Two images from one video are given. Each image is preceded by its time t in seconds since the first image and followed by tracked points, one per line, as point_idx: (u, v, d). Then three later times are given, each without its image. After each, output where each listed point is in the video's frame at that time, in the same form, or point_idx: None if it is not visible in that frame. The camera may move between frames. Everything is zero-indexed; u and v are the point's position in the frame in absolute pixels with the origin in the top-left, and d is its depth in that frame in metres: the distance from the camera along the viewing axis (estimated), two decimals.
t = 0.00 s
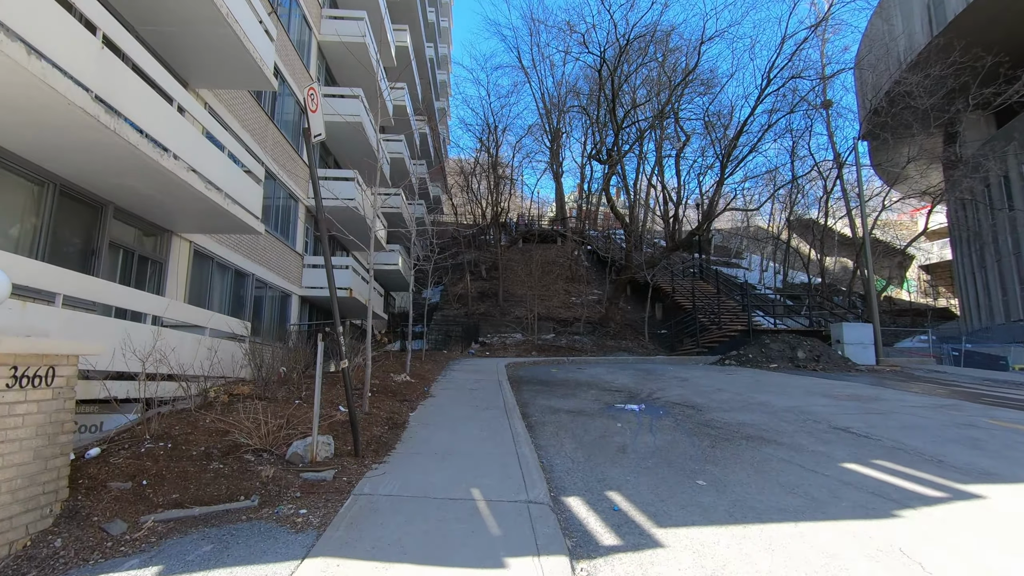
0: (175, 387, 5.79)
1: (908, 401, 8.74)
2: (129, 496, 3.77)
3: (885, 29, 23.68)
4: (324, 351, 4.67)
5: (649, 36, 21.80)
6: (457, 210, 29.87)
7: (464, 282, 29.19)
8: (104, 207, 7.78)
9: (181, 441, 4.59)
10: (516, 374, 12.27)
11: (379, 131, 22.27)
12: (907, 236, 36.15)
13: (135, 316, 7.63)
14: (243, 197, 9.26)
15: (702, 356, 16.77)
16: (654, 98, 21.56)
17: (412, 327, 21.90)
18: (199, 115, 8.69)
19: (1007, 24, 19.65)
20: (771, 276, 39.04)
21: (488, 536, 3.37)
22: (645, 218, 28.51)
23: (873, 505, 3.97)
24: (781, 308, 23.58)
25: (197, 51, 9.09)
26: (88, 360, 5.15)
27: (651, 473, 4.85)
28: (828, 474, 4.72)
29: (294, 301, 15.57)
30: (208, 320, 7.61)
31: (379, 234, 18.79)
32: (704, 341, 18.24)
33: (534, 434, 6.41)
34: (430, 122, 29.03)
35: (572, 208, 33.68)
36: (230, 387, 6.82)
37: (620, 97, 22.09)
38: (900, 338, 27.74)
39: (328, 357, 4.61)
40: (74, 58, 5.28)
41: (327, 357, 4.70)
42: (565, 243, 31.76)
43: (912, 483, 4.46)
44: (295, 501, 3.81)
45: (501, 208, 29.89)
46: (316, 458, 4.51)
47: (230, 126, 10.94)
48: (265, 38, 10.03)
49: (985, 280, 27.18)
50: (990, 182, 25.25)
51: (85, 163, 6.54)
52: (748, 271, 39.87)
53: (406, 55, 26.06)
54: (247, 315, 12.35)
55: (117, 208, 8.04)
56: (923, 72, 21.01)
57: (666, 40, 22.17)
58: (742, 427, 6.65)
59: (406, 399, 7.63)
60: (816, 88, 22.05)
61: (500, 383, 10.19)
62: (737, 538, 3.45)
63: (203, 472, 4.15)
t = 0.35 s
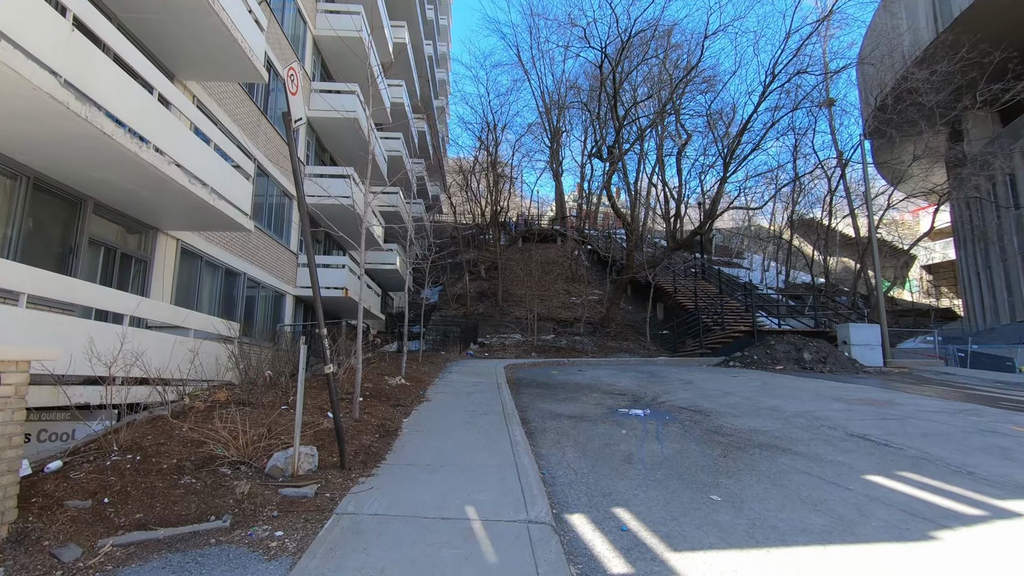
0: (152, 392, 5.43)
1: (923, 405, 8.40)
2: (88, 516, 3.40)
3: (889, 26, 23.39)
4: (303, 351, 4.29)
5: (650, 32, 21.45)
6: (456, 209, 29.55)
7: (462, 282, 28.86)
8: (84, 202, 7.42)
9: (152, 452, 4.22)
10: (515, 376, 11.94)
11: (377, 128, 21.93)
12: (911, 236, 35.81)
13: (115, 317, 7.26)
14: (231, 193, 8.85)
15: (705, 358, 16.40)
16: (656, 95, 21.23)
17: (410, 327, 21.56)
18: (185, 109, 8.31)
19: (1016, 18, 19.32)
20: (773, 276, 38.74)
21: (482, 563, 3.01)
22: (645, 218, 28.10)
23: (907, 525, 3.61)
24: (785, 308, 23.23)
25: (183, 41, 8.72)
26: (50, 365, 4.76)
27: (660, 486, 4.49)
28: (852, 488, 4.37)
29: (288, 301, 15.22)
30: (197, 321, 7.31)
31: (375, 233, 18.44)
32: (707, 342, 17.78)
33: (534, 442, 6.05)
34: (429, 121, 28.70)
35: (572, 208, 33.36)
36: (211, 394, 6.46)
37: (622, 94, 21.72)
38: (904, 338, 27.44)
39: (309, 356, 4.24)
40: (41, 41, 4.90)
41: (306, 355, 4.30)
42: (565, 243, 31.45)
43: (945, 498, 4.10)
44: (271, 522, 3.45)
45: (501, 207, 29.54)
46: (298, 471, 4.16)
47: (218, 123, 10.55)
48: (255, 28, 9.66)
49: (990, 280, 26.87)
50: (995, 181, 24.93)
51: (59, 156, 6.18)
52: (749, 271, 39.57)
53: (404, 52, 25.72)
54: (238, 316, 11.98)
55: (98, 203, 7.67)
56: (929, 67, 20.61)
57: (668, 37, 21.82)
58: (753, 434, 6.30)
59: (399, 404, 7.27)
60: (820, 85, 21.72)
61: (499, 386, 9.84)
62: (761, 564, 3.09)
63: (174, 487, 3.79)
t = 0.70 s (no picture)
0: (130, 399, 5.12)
1: (941, 410, 8.08)
2: (46, 543, 3.05)
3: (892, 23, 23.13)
4: (289, 358, 3.95)
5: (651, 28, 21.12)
6: (455, 209, 29.24)
7: (462, 282, 28.51)
8: (64, 199, 7.08)
9: (125, 468, 3.89)
10: (516, 379, 11.60)
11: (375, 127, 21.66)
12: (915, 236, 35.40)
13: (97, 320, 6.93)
14: (222, 190, 8.52)
15: (710, 360, 16.07)
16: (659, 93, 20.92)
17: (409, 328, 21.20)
18: (173, 103, 7.99)
19: None
20: (776, 276, 38.39)
21: None
22: (646, 217, 27.78)
23: (950, 551, 3.28)
24: (789, 308, 22.90)
25: (170, 32, 8.36)
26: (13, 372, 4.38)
27: (675, 504, 4.15)
28: (884, 506, 4.04)
29: (284, 301, 14.90)
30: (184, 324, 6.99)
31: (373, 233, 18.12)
32: (711, 344, 17.46)
33: (537, 452, 5.72)
34: (428, 119, 28.37)
35: (572, 207, 33.04)
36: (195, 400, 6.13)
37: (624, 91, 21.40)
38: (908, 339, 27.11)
39: (295, 364, 3.91)
40: (6, 23, 4.56)
41: (292, 363, 3.97)
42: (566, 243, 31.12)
43: (986, 519, 3.77)
44: (249, 549, 3.11)
45: (501, 206, 29.20)
46: (283, 489, 3.82)
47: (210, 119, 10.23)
48: (246, 18, 9.30)
49: (995, 280, 26.56)
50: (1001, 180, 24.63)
51: (35, 149, 5.84)
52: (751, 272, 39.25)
53: (403, 49, 25.39)
54: (231, 317, 11.67)
55: (80, 200, 7.34)
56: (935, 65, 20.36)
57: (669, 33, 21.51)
58: (768, 444, 5.97)
59: (395, 410, 6.95)
60: (824, 84, 21.40)
61: (499, 390, 9.52)
62: None
63: (145, 508, 3.45)
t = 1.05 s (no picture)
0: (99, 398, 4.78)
1: (958, 409, 7.75)
2: None
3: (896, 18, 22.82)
4: (264, 353, 3.60)
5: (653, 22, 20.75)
6: (454, 207, 28.87)
7: (460, 281, 28.13)
8: (39, 187, 6.73)
9: (83, 472, 3.53)
10: (514, 378, 11.25)
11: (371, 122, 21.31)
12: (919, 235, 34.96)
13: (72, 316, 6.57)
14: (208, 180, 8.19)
15: (713, 358, 15.73)
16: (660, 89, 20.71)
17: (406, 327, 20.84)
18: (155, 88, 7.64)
19: None
20: (777, 275, 38.06)
21: None
22: (647, 215, 27.46)
23: (997, 565, 2.94)
24: (793, 307, 22.51)
25: (153, 15, 7.99)
26: None
27: (687, 510, 3.81)
28: (915, 514, 3.70)
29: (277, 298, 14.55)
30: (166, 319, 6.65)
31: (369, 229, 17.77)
32: (714, 342, 17.11)
33: (536, 454, 5.37)
34: (426, 116, 28.01)
35: (572, 206, 32.68)
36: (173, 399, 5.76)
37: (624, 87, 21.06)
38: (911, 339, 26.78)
39: (271, 358, 3.56)
40: None
41: (267, 359, 3.61)
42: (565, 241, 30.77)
43: None
44: (212, 564, 2.75)
45: (500, 204, 28.84)
46: (257, 495, 3.47)
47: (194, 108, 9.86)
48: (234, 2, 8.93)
49: (999, 279, 26.25)
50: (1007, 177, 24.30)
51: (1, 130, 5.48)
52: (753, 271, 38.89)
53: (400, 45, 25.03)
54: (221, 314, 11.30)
55: (55, 188, 6.97)
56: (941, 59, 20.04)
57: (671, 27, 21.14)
58: (782, 445, 5.63)
59: (387, 410, 6.59)
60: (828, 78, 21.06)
61: (497, 389, 9.16)
62: None
63: (101, 517, 3.09)
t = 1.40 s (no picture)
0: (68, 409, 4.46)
1: (979, 414, 7.37)
2: None
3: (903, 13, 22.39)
4: (231, 360, 3.21)
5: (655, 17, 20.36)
6: (453, 207, 28.50)
7: (459, 281, 27.74)
8: (9, 180, 6.35)
9: (29, 495, 3.15)
10: (514, 381, 10.87)
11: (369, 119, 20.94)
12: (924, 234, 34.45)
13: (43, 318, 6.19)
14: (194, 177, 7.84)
15: (718, 360, 15.34)
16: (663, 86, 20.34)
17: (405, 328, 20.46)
18: (134, 80, 7.31)
19: None
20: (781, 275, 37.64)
21: None
22: (648, 214, 27.06)
23: None
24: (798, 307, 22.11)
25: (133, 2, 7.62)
26: None
27: (703, 535, 3.43)
28: (958, 539, 3.32)
29: (271, 299, 14.24)
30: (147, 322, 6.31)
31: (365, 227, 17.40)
32: (718, 343, 16.71)
33: (536, 466, 4.98)
34: (425, 114, 27.61)
35: (573, 205, 32.28)
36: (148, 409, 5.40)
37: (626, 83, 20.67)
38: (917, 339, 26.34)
39: (239, 365, 3.17)
40: None
41: (236, 366, 3.22)
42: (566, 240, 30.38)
43: None
44: None
45: (500, 203, 28.46)
46: (222, 520, 3.08)
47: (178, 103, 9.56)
48: None
49: (1007, 278, 25.83)
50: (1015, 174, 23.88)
51: None
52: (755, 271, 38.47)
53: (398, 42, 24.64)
54: (210, 317, 10.95)
55: (27, 183, 6.60)
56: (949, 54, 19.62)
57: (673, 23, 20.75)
58: (800, 456, 5.24)
59: (378, 417, 6.24)
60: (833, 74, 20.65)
61: (496, 394, 8.78)
62: None
63: (41, 548, 2.71)
